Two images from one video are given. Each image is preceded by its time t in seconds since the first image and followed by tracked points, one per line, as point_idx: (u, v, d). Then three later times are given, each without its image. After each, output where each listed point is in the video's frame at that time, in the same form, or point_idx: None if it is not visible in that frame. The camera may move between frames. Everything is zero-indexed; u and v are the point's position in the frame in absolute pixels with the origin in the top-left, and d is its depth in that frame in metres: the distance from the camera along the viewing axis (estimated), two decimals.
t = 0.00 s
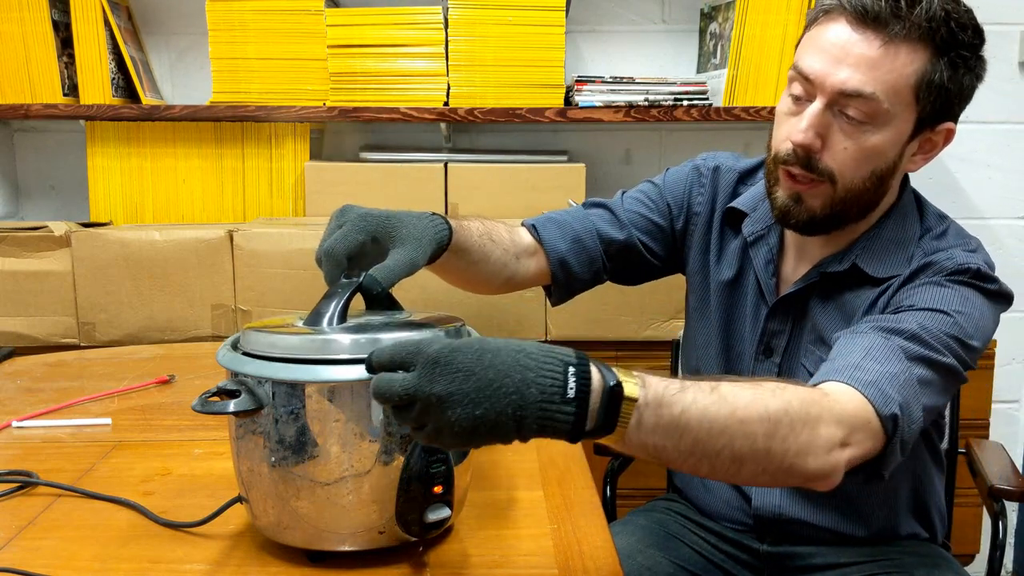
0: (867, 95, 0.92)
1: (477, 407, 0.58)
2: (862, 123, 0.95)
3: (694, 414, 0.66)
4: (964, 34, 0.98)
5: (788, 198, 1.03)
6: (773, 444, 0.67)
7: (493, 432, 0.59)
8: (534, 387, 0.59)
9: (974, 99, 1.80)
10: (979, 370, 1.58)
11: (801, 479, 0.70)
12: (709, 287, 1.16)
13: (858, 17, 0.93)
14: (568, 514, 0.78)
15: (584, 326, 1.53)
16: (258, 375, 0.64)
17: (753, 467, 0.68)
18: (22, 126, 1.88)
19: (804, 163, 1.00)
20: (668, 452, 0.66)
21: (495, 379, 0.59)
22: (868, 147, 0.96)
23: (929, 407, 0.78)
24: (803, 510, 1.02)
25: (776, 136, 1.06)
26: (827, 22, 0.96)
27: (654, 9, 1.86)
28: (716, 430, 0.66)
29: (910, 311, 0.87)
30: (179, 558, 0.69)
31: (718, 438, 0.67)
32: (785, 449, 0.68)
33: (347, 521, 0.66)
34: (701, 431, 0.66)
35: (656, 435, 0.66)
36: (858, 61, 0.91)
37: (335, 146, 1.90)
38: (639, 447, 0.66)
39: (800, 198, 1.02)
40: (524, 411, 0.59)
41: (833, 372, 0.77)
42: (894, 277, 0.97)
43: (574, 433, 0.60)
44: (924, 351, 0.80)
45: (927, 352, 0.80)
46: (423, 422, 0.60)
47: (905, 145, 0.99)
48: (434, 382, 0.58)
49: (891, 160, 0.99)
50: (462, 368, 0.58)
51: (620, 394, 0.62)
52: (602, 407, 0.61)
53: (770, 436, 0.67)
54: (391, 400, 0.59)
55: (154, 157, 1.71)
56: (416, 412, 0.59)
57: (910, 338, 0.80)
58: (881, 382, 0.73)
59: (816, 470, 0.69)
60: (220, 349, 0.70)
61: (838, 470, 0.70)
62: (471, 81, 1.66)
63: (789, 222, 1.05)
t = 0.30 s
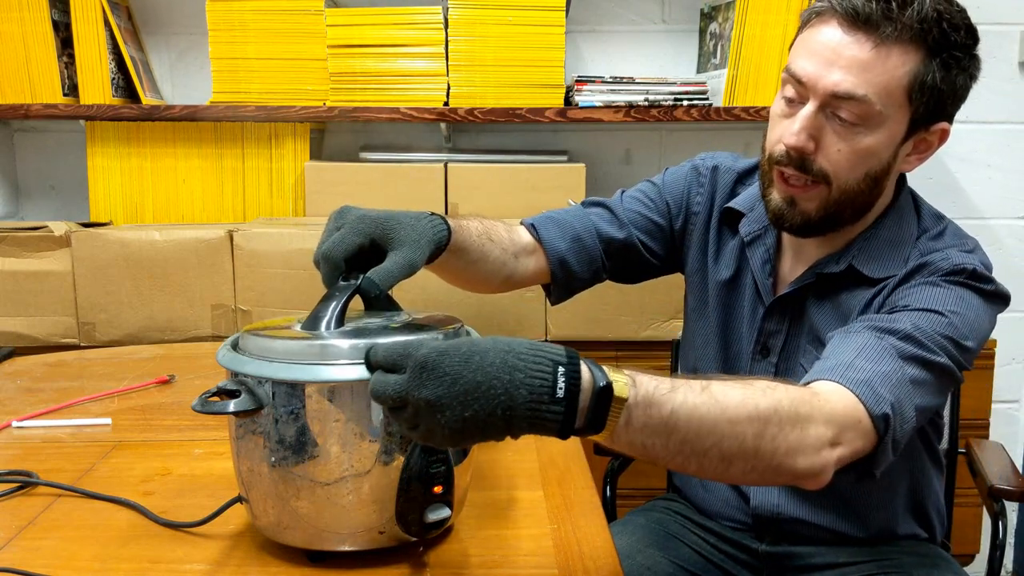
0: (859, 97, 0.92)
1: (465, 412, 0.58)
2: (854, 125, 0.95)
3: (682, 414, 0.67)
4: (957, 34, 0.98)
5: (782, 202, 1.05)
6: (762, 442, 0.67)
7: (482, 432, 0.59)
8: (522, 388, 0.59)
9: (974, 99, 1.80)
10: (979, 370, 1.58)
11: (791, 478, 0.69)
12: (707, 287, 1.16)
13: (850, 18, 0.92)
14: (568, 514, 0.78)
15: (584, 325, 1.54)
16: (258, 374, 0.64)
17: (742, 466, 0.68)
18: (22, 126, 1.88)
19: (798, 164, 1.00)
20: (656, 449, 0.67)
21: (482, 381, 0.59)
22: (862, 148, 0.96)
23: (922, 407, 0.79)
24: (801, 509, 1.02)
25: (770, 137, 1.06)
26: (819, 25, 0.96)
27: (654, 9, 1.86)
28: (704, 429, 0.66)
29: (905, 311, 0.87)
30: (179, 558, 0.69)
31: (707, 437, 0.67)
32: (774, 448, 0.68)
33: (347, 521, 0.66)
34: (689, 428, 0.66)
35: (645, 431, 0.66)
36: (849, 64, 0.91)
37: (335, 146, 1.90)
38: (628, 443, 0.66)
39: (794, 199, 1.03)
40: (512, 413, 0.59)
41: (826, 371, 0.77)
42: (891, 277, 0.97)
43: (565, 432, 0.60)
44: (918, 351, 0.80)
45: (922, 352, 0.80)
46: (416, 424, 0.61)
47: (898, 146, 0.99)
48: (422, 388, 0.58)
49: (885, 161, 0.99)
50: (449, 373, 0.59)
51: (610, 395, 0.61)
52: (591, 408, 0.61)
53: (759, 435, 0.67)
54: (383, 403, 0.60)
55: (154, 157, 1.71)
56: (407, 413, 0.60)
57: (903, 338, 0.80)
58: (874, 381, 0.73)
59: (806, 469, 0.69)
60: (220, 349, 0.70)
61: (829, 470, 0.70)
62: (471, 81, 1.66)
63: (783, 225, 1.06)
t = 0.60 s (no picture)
0: (860, 97, 0.92)
1: (496, 394, 0.58)
2: (855, 124, 0.95)
3: (706, 423, 0.66)
4: (959, 34, 0.98)
5: (783, 200, 1.03)
6: (783, 455, 0.67)
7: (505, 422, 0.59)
8: (554, 380, 0.59)
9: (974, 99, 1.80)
10: (979, 370, 1.58)
11: (806, 490, 0.70)
12: (709, 287, 1.16)
13: (851, 18, 0.92)
14: (568, 514, 0.78)
15: (584, 326, 1.54)
16: (258, 374, 0.64)
17: (760, 477, 0.68)
18: (22, 126, 1.88)
19: (799, 164, 1.00)
20: (678, 458, 0.66)
21: (516, 368, 0.59)
22: (862, 148, 0.96)
23: (932, 414, 0.79)
24: (801, 509, 1.02)
25: (771, 137, 1.06)
26: (821, 24, 0.96)
27: (654, 10, 1.86)
28: (726, 440, 0.66)
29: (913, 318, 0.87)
30: (179, 558, 0.69)
31: (728, 448, 0.67)
32: (794, 461, 0.68)
33: (347, 521, 0.66)
34: (712, 438, 0.66)
35: (668, 441, 0.65)
36: (850, 63, 0.91)
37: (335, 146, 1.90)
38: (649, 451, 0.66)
39: (793, 199, 1.02)
40: (540, 404, 0.59)
41: (837, 381, 0.77)
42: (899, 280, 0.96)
43: (588, 430, 0.61)
44: (928, 359, 0.80)
45: (932, 360, 0.80)
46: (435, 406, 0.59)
47: (899, 146, 0.99)
48: (456, 365, 0.58)
49: (886, 161, 0.99)
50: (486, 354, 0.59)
51: (635, 392, 0.62)
52: (618, 404, 0.62)
53: (781, 448, 0.67)
54: (408, 380, 0.58)
55: (154, 157, 1.71)
56: (429, 393, 0.59)
57: (914, 346, 0.80)
58: (888, 392, 0.73)
59: (821, 482, 0.69)
60: (220, 349, 0.70)
61: (843, 483, 0.71)
62: (470, 81, 1.66)
63: (783, 223, 1.05)
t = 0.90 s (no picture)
0: (867, 93, 0.92)
1: (493, 378, 0.60)
2: (862, 121, 0.95)
3: (697, 418, 0.67)
4: (965, 34, 0.98)
5: (787, 197, 1.03)
6: (778, 451, 0.68)
7: (498, 413, 0.60)
8: (547, 373, 0.62)
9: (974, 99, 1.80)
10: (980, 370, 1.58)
11: (804, 489, 0.70)
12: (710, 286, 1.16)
13: (860, 15, 0.92)
14: (567, 514, 0.78)
15: (584, 325, 1.54)
16: (258, 374, 0.64)
17: (756, 474, 0.68)
18: (22, 126, 1.88)
19: (804, 160, 1.00)
20: (671, 454, 0.67)
21: (512, 358, 0.61)
22: (868, 145, 0.96)
23: (934, 413, 0.79)
24: (801, 509, 1.02)
25: (777, 134, 1.06)
26: (828, 20, 0.96)
27: (654, 10, 1.87)
28: (718, 435, 0.67)
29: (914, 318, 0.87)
30: (179, 558, 0.69)
31: (722, 443, 0.67)
32: (788, 458, 0.68)
33: (347, 521, 0.66)
34: (703, 434, 0.67)
35: (659, 436, 0.67)
36: (858, 59, 0.92)
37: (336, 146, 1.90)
38: (642, 447, 0.67)
39: (798, 196, 1.02)
40: (533, 394, 0.61)
41: (838, 380, 0.77)
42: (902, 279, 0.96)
43: (578, 426, 0.62)
44: (930, 359, 0.79)
45: (934, 360, 0.80)
46: (431, 394, 0.60)
47: (904, 144, 0.99)
48: (455, 347, 0.60)
49: (891, 159, 0.99)
50: (483, 340, 0.61)
51: (624, 388, 0.65)
52: (608, 400, 0.64)
53: (774, 444, 0.68)
54: (409, 363, 0.60)
55: (154, 157, 1.71)
56: (427, 378, 0.60)
57: (916, 345, 0.80)
58: (888, 393, 0.73)
59: (819, 481, 0.69)
60: (220, 349, 0.70)
61: (842, 483, 0.70)
62: (470, 81, 1.66)
63: (788, 220, 1.04)
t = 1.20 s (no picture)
0: (869, 91, 0.92)
1: (514, 387, 0.60)
2: (864, 118, 0.95)
3: (707, 424, 0.67)
4: (966, 31, 0.98)
5: (789, 194, 1.03)
6: (787, 457, 0.68)
7: (517, 421, 0.60)
8: (564, 380, 0.62)
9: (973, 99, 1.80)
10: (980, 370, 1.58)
11: (813, 494, 0.70)
12: (712, 285, 1.16)
13: (861, 13, 0.93)
14: (567, 514, 0.78)
15: (584, 325, 1.54)
16: (258, 374, 0.64)
17: (767, 480, 0.68)
18: (22, 126, 1.88)
19: (806, 159, 1.00)
20: (681, 460, 0.67)
21: (529, 366, 0.61)
22: (870, 143, 0.96)
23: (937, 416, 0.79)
24: (801, 509, 1.02)
25: (778, 133, 1.06)
26: (829, 19, 0.96)
27: (654, 10, 1.87)
28: (728, 441, 0.67)
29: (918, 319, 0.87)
30: (179, 558, 0.69)
31: (732, 449, 0.67)
32: (798, 464, 0.68)
33: (347, 520, 0.66)
34: (714, 440, 0.67)
35: (670, 442, 0.66)
36: (860, 57, 0.92)
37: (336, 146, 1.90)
38: (652, 453, 0.66)
39: (800, 194, 1.02)
40: (551, 403, 0.61)
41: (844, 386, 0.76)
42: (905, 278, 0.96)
43: (591, 432, 0.62)
44: (934, 361, 0.80)
45: (938, 361, 0.80)
46: (450, 403, 0.60)
47: (906, 142, 0.99)
48: (475, 356, 0.60)
49: (892, 157, 0.99)
50: (502, 348, 0.61)
51: (636, 395, 0.64)
52: (621, 408, 0.63)
53: (784, 450, 0.67)
54: (427, 372, 0.59)
55: (154, 157, 1.71)
56: (447, 388, 0.60)
57: (920, 347, 0.80)
58: (894, 396, 0.73)
59: (827, 486, 0.69)
60: (220, 349, 0.70)
61: (850, 488, 0.70)
62: (470, 81, 1.66)
63: (792, 217, 1.03)
